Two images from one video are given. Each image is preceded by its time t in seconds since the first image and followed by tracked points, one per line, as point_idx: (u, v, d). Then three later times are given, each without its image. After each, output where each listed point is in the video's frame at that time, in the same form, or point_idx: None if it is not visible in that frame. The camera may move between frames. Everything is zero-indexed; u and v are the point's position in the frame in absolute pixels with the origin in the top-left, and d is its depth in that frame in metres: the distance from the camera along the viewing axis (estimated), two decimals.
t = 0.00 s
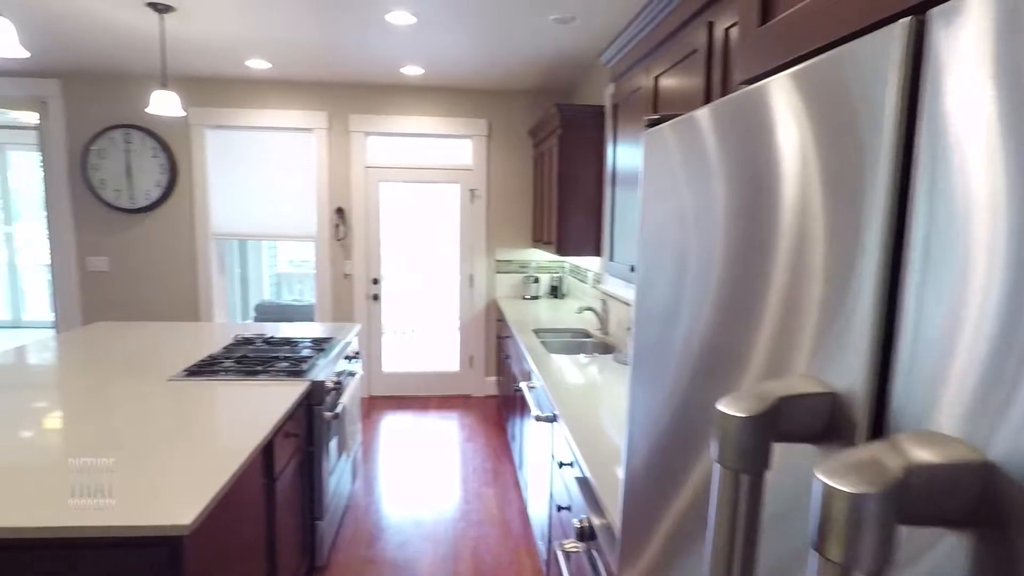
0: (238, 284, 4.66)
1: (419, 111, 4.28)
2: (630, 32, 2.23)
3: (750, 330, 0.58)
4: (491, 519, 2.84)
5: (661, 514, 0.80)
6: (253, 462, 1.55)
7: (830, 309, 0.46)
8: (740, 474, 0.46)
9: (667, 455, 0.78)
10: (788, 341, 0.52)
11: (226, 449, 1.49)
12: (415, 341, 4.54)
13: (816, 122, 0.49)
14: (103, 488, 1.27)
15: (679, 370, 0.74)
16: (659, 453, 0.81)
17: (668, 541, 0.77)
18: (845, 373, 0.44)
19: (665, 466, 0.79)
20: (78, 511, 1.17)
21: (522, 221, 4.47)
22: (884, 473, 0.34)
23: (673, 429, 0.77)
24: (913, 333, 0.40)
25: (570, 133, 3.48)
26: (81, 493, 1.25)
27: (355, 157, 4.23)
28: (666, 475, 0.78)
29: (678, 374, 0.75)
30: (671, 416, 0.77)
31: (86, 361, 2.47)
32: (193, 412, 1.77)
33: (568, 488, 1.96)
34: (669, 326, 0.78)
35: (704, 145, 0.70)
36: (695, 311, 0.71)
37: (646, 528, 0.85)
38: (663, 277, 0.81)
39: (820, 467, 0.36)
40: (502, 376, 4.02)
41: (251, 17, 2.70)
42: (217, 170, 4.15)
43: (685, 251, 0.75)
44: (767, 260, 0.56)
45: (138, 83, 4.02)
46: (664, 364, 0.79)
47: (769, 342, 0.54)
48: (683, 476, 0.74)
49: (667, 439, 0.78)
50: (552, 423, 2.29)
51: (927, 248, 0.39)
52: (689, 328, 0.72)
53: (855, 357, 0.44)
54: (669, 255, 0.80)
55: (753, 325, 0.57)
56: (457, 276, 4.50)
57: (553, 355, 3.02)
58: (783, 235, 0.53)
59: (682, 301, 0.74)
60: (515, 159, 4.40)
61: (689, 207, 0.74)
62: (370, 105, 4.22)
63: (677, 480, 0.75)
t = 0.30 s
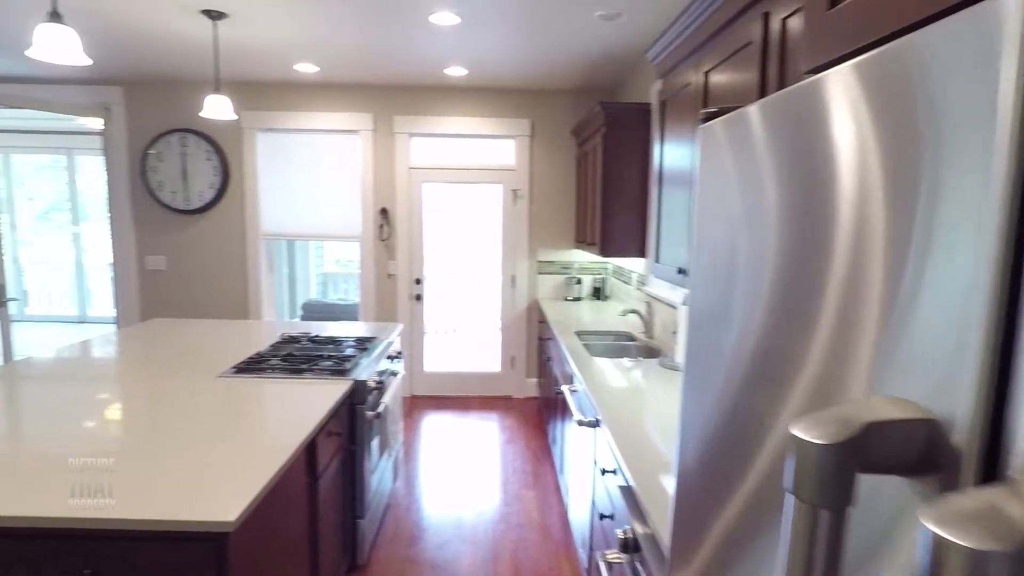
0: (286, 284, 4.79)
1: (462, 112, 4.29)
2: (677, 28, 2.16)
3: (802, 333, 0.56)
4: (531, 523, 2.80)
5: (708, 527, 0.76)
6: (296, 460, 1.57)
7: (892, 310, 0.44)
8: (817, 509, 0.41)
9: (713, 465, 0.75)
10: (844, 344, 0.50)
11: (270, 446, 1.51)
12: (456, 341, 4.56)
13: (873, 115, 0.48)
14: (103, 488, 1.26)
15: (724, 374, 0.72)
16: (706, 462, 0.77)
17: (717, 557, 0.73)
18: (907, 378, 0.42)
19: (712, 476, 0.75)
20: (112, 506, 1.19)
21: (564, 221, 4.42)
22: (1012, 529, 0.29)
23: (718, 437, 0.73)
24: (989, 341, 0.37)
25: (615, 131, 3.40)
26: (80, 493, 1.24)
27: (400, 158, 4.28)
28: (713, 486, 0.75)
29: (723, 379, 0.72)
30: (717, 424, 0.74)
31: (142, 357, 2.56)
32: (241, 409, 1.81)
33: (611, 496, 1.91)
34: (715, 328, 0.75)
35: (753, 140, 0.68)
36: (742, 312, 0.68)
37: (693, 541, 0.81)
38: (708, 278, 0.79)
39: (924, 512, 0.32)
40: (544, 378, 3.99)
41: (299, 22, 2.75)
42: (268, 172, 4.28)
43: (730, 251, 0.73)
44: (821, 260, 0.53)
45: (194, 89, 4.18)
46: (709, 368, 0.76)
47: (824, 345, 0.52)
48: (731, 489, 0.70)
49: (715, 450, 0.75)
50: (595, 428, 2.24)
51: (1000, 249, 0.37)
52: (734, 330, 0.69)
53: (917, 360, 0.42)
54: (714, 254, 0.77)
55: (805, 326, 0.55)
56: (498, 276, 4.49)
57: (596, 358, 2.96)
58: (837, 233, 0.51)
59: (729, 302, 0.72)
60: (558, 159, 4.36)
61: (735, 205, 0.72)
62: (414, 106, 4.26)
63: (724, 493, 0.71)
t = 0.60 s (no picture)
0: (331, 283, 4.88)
1: (506, 113, 4.28)
2: (726, 24, 2.07)
3: (863, 338, 0.56)
4: (572, 529, 2.75)
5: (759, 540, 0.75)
6: (338, 459, 1.58)
7: (960, 309, 0.44)
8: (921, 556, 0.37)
9: (765, 471, 0.74)
10: (906, 348, 0.49)
11: (312, 445, 1.52)
12: (497, 342, 4.54)
13: (938, 116, 0.47)
14: (104, 487, 1.23)
15: (777, 377, 0.71)
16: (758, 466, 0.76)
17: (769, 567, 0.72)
18: (972, 377, 0.42)
19: (764, 482, 0.74)
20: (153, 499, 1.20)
21: (608, 222, 4.35)
22: None
23: (772, 440, 0.73)
24: None
25: (662, 130, 3.31)
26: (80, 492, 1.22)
27: (443, 159, 4.30)
28: (764, 493, 0.74)
29: (775, 383, 0.72)
30: (769, 427, 0.73)
31: (194, 353, 2.64)
32: (287, 406, 1.84)
33: (656, 505, 1.85)
34: (768, 333, 0.75)
35: (811, 142, 0.67)
36: (797, 315, 0.68)
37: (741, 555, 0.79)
38: (761, 281, 0.79)
39: None
40: (586, 381, 3.93)
41: (345, 25, 2.79)
42: (316, 174, 4.37)
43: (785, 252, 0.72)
44: (884, 263, 0.53)
45: (246, 93, 4.30)
46: (760, 372, 0.76)
47: (887, 346, 0.52)
48: (783, 496, 0.69)
49: (767, 454, 0.74)
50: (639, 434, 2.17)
51: None
52: (788, 332, 0.69)
53: (981, 367, 0.42)
54: (766, 257, 0.77)
55: (867, 330, 0.55)
56: (541, 277, 4.46)
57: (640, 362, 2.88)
58: (903, 231, 0.51)
59: (783, 305, 0.71)
60: (602, 159, 4.30)
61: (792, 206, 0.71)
62: (457, 107, 4.27)
63: (776, 499, 0.70)
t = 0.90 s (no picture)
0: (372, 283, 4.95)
1: (546, 112, 4.24)
2: (777, 15, 1.98)
3: (931, 336, 0.58)
4: (611, 537, 2.69)
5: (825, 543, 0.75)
6: (377, 459, 1.58)
7: None
8: None
9: (826, 471, 0.76)
10: (981, 351, 0.52)
11: (352, 445, 1.52)
12: (537, 344, 4.51)
13: (1008, 111, 0.50)
14: (152, 483, 1.26)
15: (837, 378, 0.74)
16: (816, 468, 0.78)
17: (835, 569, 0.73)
18: None
19: (825, 484, 0.76)
20: (194, 495, 1.21)
21: (652, 223, 4.26)
22: None
23: (831, 441, 0.75)
24: None
25: (709, 127, 3.20)
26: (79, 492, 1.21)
27: (484, 159, 4.29)
28: (825, 494, 0.75)
29: (835, 385, 0.74)
30: (829, 428, 0.75)
31: (240, 350, 2.71)
32: (328, 404, 1.85)
33: (700, 516, 1.77)
34: (830, 334, 0.76)
35: (871, 149, 0.69)
36: (861, 314, 0.69)
37: (805, 560, 0.79)
38: (820, 285, 0.80)
39: None
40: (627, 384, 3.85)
41: (387, 26, 2.80)
42: (359, 175, 4.44)
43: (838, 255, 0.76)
44: (949, 268, 0.56)
45: (292, 97, 4.41)
46: (820, 373, 0.78)
47: (960, 336, 0.54)
48: (848, 497, 0.71)
49: (827, 455, 0.76)
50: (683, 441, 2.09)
51: None
52: (848, 336, 0.71)
53: None
54: (824, 259, 0.79)
55: (932, 333, 0.58)
56: (581, 277, 4.40)
57: (683, 366, 2.79)
58: (973, 224, 0.54)
59: (845, 305, 0.73)
60: (645, 158, 4.22)
61: (849, 212, 0.74)
62: (497, 107, 4.26)
63: (840, 500, 0.72)
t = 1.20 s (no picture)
0: (411, 283, 5.00)
1: (586, 110, 4.18)
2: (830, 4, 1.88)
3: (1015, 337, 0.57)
4: (651, 545, 2.62)
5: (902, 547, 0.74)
6: (413, 461, 1.57)
7: None
8: None
9: (898, 475, 0.75)
10: None
11: (387, 445, 1.51)
12: (574, 345, 4.45)
13: None
14: (195, 478, 1.28)
15: (906, 381, 0.74)
16: (878, 466, 0.80)
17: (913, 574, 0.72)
18: None
19: (892, 485, 0.77)
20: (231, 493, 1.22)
21: (694, 223, 4.15)
22: None
23: (893, 441, 0.76)
24: None
25: (756, 124, 3.08)
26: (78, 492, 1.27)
27: (522, 159, 4.27)
28: (889, 493, 0.77)
29: (896, 386, 0.76)
30: (891, 429, 0.77)
31: (281, 348, 2.75)
32: (366, 403, 1.86)
33: (746, 529, 1.69)
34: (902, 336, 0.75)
35: (934, 154, 0.70)
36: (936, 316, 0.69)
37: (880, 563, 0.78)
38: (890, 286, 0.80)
39: None
40: (667, 389, 3.75)
41: (427, 27, 2.80)
42: (399, 176, 4.48)
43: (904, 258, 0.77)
44: None
45: (334, 99, 4.48)
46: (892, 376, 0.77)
47: None
48: (918, 500, 0.71)
49: (891, 455, 0.77)
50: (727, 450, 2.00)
51: None
52: (913, 338, 0.72)
53: None
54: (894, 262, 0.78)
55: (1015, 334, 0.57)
56: (621, 278, 4.32)
57: (727, 372, 2.69)
58: None
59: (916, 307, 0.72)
60: (687, 157, 4.11)
61: (913, 215, 0.74)
62: (536, 106, 4.23)
63: (910, 503, 0.73)
